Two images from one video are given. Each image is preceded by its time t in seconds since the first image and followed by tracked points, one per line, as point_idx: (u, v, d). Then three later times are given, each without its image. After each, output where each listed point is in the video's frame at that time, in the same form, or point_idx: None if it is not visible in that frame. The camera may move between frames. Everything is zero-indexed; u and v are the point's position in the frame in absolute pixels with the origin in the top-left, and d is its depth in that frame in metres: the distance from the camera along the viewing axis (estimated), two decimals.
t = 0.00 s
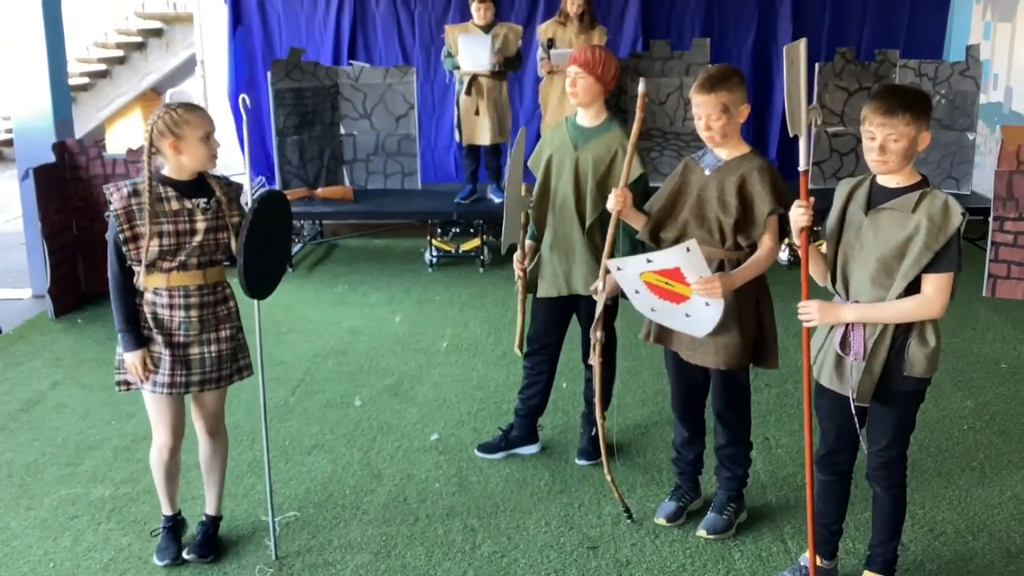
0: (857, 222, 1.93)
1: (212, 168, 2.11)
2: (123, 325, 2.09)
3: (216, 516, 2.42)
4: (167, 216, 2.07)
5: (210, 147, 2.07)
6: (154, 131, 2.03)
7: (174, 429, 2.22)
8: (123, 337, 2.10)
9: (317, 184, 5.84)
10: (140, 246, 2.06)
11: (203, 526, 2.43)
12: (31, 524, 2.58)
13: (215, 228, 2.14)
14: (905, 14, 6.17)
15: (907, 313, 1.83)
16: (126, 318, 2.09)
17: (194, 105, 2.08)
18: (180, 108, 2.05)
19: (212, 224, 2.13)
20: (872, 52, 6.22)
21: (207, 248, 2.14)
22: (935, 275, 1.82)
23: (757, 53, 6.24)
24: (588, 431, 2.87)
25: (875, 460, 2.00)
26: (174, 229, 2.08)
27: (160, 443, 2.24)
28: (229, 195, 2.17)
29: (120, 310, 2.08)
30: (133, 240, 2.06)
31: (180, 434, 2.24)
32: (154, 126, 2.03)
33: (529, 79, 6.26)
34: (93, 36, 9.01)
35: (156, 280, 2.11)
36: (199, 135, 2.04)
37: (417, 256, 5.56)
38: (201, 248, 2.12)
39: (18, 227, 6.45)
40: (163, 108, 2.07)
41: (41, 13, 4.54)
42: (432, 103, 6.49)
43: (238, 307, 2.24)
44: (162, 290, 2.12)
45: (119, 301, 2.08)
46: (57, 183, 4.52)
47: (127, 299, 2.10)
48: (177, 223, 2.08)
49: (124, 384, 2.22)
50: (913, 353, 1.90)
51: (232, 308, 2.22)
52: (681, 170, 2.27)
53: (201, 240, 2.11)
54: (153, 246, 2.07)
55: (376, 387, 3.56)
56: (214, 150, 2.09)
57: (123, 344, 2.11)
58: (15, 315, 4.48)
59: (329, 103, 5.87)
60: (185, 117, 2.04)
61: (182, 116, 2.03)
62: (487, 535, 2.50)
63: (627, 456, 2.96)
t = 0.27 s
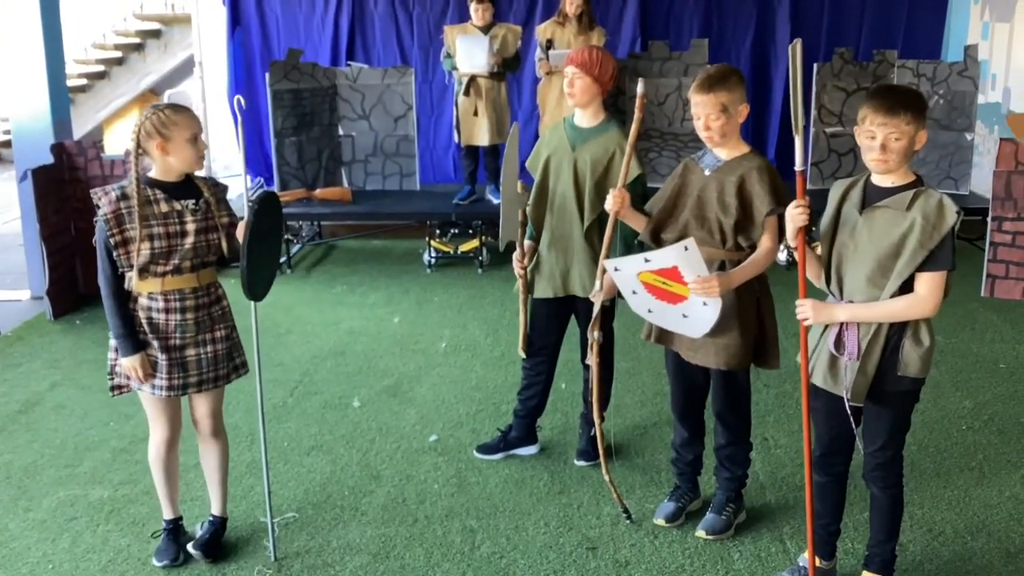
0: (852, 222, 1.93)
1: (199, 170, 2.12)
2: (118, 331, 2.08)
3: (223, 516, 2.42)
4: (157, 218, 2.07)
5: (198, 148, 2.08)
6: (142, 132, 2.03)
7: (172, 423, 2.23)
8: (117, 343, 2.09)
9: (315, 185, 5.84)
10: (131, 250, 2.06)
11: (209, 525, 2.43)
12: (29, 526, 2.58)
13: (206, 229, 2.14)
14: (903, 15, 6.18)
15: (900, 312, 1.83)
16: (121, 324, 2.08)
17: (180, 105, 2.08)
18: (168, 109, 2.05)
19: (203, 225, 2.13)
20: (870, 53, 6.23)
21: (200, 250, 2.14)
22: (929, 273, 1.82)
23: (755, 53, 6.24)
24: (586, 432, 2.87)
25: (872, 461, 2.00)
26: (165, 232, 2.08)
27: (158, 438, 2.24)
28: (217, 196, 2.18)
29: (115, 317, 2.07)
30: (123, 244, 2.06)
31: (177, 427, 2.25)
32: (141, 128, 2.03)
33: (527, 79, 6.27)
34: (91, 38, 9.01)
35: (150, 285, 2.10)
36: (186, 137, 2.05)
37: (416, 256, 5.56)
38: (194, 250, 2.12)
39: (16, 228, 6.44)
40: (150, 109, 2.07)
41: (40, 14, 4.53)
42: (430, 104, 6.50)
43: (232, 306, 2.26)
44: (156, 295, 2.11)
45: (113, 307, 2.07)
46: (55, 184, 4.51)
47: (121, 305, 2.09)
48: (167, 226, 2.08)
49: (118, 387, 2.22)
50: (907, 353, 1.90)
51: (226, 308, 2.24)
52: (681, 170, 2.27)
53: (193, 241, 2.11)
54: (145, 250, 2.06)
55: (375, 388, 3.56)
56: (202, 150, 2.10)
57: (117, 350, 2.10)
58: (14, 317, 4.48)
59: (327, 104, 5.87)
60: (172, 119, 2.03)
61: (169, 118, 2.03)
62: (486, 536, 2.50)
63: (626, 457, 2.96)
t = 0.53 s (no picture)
0: (850, 222, 1.93)
1: (190, 171, 2.12)
2: (110, 336, 2.07)
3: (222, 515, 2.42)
4: (150, 221, 2.07)
5: (189, 148, 2.08)
6: (132, 136, 2.02)
7: (164, 423, 2.23)
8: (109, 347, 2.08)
9: (315, 186, 5.84)
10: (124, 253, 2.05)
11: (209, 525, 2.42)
12: (29, 527, 2.58)
13: (197, 231, 2.14)
14: (902, 15, 6.19)
15: (897, 311, 1.83)
16: (113, 327, 2.07)
17: (168, 106, 2.07)
18: (157, 111, 2.05)
19: (195, 227, 2.13)
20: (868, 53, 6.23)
21: (192, 252, 2.14)
22: (926, 273, 1.83)
23: (754, 54, 6.25)
24: (586, 432, 2.87)
25: (870, 461, 2.00)
26: (158, 235, 2.08)
27: (149, 439, 2.24)
28: (208, 198, 2.18)
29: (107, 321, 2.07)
30: (116, 247, 2.05)
31: (168, 427, 2.25)
32: (131, 131, 2.02)
33: (526, 80, 6.28)
34: (90, 39, 9.01)
35: (143, 289, 2.10)
36: (177, 138, 2.05)
37: (415, 257, 5.56)
38: (187, 252, 2.13)
39: (15, 229, 6.44)
40: (139, 111, 2.06)
41: (39, 16, 4.53)
42: (429, 105, 6.51)
43: (223, 306, 2.27)
44: (150, 298, 2.12)
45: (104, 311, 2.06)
46: (54, 186, 4.51)
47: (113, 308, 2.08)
48: (160, 229, 2.08)
49: (110, 390, 2.21)
50: (904, 352, 1.90)
51: (217, 308, 2.25)
52: (681, 169, 2.27)
53: (185, 243, 2.12)
54: (138, 252, 2.06)
55: (374, 389, 3.55)
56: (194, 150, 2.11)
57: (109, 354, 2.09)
58: (13, 318, 4.48)
59: (326, 105, 5.87)
60: (162, 121, 2.03)
61: (159, 120, 2.03)
62: (485, 537, 2.50)
63: (625, 458, 2.96)
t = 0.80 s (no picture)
0: (848, 224, 1.93)
1: (182, 170, 2.12)
2: (107, 338, 2.06)
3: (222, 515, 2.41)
4: (145, 221, 2.06)
5: (181, 147, 2.09)
6: (123, 135, 2.03)
7: (164, 422, 2.23)
8: (106, 349, 2.06)
9: (314, 186, 5.83)
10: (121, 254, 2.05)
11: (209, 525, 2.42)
12: (29, 528, 2.58)
13: (193, 230, 2.14)
14: (901, 16, 6.19)
15: (898, 313, 1.84)
16: (109, 329, 2.06)
17: (159, 107, 2.09)
18: (147, 110, 2.06)
19: (190, 226, 2.13)
20: (868, 53, 6.24)
21: (189, 251, 2.14)
22: (925, 275, 1.83)
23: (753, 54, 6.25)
24: (586, 433, 2.87)
25: (871, 461, 2.00)
26: (154, 235, 2.08)
27: (149, 438, 2.23)
28: (201, 197, 2.19)
29: (104, 324, 2.05)
30: (112, 248, 2.05)
31: (168, 427, 2.25)
32: (122, 132, 2.03)
33: (526, 80, 6.29)
34: (89, 40, 9.01)
35: (141, 290, 2.11)
36: (168, 137, 2.05)
37: (415, 258, 5.56)
38: (184, 252, 2.13)
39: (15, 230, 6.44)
40: (129, 112, 2.07)
41: (38, 16, 4.53)
42: (429, 106, 6.51)
43: (221, 306, 2.28)
44: (149, 298, 2.12)
45: (100, 314, 2.05)
46: (54, 186, 4.51)
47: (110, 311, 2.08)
48: (156, 229, 2.08)
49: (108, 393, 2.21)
50: (905, 353, 1.90)
51: (215, 307, 2.25)
52: (679, 170, 2.27)
53: (182, 243, 2.12)
54: (135, 253, 2.06)
55: (374, 390, 3.55)
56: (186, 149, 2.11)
57: (105, 357, 2.07)
58: (12, 318, 4.48)
59: (325, 106, 5.87)
60: (153, 120, 2.04)
61: (150, 119, 2.04)
62: (485, 537, 2.50)
63: (625, 458, 2.95)
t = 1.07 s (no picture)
0: (840, 230, 1.93)
1: (177, 170, 2.12)
2: (106, 338, 2.06)
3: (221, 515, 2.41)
4: (142, 221, 2.07)
5: (175, 148, 2.09)
6: (118, 136, 2.03)
7: (163, 421, 2.23)
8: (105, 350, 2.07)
9: (314, 186, 5.83)
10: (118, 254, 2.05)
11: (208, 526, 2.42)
12: (29, 528, 2.58)
13: (189, 229, 2.15)
14: (901, 16, 6.20)
15: (905, 313, 1.83)
16: (108, 330, 2.06)
17: (154, 107, 2.09)
18: (142, 111, 2.06)
19: (186, 225, 2.14)
20: (868, 54, 6.24)
21: (186, 251, 2.15)
22: (924, 273, 1.83)
23: (753, 55, 6.26)
24: (586, 433, 2.88)
25: (873, 461, 2.00)
26: (150, 234, 2.08)
27: (149, 438, 2.23)
28: (197, 196, 2.20)
29: (102, 324, 2.06)
30: (109, 249, 2.05)
31: (167, 428, 2.25)
32: (117, 132, 2.03)
33: (525, 81, 6.29)
34: (89, 40, 9.02)
35: (139, 290, 2.11)
36: (163, 137, 2.05)
37: (414, 258, 5.56)
38: (181, 251, 2.13)
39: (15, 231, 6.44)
40: (125, 112, 2.07)
41: (38, 17, 4.53)
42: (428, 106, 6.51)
43: (219, 305, 2.28)
44: (147, 299, 2.12)
45: (99, 314, 2.05)
46: (54, 187, 4.51)
47: (109, 311, 2.08)
48: (152, 228, 2.08)
49: (108, 395, 2.21)
50: (912, 354, 1.91)
51: (213, 306, 2.25)
52: (672, 170, 2.27)
53: (179, 242, 2.12)
54: (132, 252, 2.06)
55: (373, 390, 3.55)
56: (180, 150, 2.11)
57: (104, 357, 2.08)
58: (12, 319, 4.48)
59: (325, 106, 5.87)
60: (148, 120, 2.04)
61: (144, 120, 2.04)
62: (485, 537, 2.50)
63: (624, 459, 2.96)
